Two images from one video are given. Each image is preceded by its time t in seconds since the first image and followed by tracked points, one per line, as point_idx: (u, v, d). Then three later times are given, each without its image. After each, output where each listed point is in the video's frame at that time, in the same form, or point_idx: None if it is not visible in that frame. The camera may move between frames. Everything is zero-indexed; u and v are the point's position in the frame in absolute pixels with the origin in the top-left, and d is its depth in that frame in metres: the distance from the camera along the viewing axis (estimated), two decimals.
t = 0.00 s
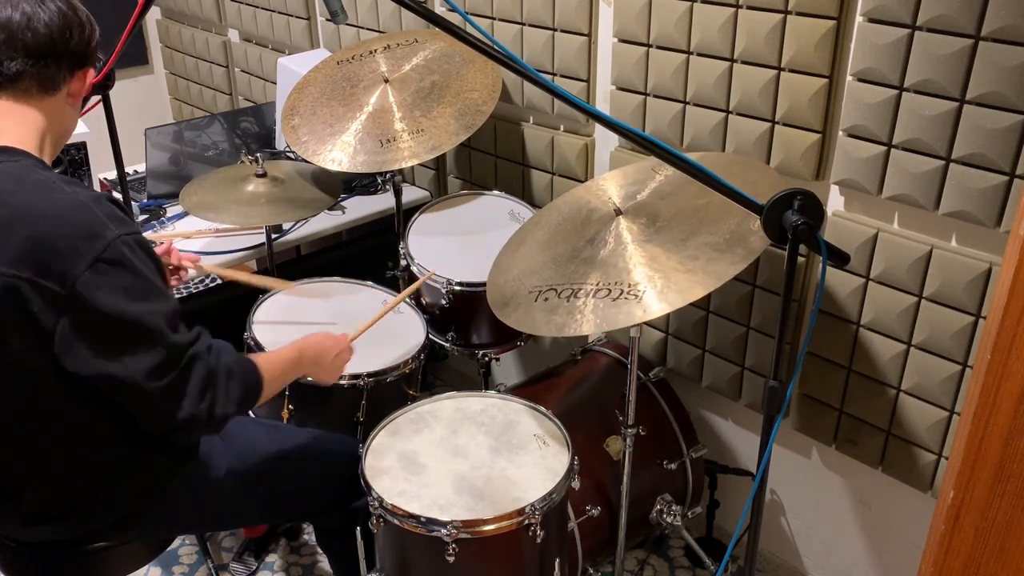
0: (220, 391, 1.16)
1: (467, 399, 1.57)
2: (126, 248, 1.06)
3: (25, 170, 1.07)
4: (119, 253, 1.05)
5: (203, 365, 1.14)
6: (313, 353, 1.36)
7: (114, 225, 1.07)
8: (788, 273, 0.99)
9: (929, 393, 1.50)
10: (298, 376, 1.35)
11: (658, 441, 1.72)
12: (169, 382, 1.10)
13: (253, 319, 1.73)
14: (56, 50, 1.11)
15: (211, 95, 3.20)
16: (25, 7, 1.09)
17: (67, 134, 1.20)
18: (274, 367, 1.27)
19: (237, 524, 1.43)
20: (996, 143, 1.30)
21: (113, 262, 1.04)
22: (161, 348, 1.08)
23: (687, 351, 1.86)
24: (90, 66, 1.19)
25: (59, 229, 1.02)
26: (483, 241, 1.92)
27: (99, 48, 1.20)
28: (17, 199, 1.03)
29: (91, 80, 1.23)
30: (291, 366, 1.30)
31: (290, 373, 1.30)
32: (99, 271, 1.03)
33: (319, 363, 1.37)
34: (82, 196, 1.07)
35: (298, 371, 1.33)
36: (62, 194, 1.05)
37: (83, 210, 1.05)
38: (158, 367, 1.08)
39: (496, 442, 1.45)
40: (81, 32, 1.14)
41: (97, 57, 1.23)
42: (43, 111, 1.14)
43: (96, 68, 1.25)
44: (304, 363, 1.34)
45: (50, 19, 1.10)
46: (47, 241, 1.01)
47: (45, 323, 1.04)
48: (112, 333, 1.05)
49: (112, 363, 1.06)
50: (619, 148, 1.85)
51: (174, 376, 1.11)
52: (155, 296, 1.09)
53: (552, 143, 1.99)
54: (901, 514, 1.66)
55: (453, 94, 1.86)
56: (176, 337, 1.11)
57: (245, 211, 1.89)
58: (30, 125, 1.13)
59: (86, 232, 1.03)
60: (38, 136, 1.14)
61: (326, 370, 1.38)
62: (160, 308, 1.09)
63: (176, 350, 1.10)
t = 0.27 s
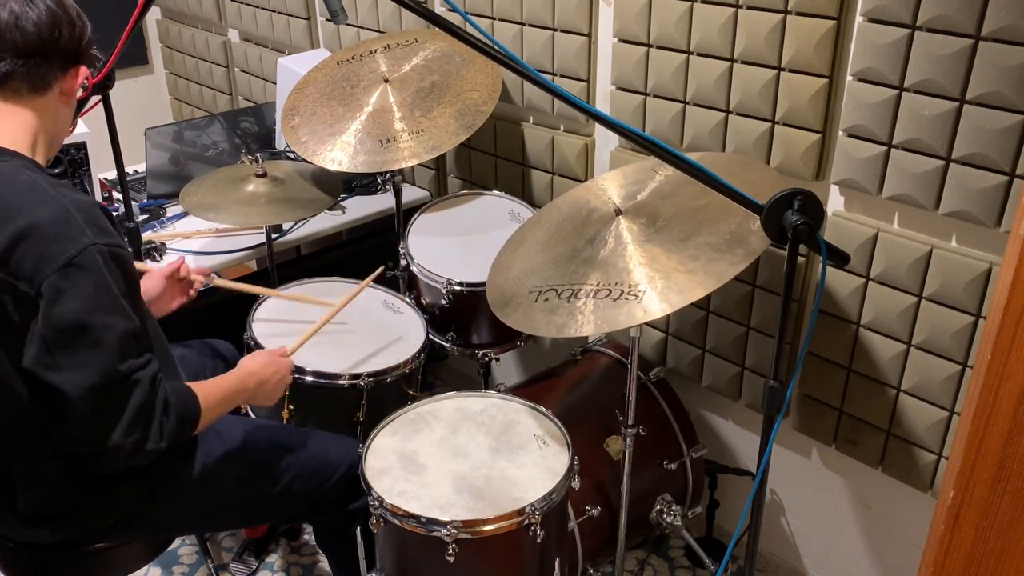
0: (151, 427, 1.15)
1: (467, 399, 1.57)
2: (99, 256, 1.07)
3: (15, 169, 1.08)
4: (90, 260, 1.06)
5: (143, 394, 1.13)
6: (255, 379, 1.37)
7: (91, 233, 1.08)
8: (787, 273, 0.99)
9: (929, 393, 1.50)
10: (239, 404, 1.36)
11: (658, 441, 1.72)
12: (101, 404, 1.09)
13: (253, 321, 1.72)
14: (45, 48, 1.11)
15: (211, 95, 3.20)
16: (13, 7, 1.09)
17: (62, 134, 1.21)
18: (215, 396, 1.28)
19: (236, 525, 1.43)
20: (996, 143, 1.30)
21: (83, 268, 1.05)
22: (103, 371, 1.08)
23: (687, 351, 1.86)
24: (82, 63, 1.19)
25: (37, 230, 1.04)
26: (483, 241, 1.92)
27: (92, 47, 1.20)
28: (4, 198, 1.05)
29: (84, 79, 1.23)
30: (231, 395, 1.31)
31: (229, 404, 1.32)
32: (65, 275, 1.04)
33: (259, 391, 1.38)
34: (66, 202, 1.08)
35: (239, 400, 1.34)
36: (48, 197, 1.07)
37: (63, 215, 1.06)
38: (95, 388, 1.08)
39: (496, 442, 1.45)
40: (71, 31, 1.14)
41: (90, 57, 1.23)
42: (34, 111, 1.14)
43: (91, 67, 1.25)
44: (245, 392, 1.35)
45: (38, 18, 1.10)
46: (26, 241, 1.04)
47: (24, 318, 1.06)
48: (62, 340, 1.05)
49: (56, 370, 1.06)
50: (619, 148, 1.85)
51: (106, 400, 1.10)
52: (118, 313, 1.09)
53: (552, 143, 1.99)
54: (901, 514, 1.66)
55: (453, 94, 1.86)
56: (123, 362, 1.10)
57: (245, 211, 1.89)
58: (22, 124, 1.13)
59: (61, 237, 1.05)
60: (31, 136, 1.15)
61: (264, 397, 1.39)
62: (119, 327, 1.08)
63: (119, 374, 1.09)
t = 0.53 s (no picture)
0: (139, 431, 1.18)
1: (467, 399, 1.57)
2: (83, 259, 1.08)
3: None
4: (74, 263, 1.07)
5: (130, 399, 1.15)
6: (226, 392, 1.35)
7: (75, 235, 1.09)
8: (787, 273, 0.98)
9: (929, 393, 1.50)
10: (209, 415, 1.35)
11: (658, 441, 1.72)
12: (90, 407, 1.11)
13: (253, 320, 1.73)
14: (28, 46, 1.12)
15: (211, 95, 3.20)
16: None
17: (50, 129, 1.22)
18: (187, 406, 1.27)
19: (236, 524, 1.43)
20: (996, 143, 1.30)
21: (67, 272, 1.06)
22: (92, 375, 1.09)
23: (687, 351, 1.86)
24: (67, 58, 1.19)
25: (21, 233, 1.04)
26: (483, 241, 1.92)
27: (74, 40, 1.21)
28: None
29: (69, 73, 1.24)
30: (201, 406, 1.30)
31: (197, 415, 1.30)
32: (50, 280, 1.05)
33: (231, 401, 1.36)
34: (51, 204, 1.09)
35: (210, 411, 1.32)
36: (32, 198, 1.08)
37: (47, 217, 1.07)
38: (84, 393, 1.09)
39: (496, 442, 1.45)
40: (52, 24, 1.15)
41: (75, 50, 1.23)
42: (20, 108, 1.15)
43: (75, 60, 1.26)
44: (217, 403, 1.33)
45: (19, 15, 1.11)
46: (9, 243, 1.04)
47: (10, 322, 1.07)
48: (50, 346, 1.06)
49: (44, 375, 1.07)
50: (619, 148, 1.85)
51: (93, 404, 1.12)
52: (103, 317, 1.10)
53: (552, 143, 1.99)
54: (901, 514, 1.66)
55: (453, 94, 1.86)
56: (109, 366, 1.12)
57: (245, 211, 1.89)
58: (10, 123, 1.14)
59: (45, 240, 1.05)
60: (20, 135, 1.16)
61: (237, 409, 1.37)
62: (106, 332, 1.10)
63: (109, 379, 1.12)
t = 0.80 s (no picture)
0: (71, 452, 1.11)
1: (467, 399, 1.57)
2: (47, 266, 1.07)
3: None
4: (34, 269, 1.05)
5: (67, 416, 1.09)
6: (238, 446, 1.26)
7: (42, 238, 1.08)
8: (787, 273, 0.98)
9: (929, 393, 1.50)
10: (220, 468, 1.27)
11: (659, 441, 1.72)
12: (20, 418, 1.06)
13: (253, 320, 1.72)
14: (28, 42, 1.11)
15: (211, 95, 3.20)
16: None
17: (55, 126, 1.22)
18: (163, 450, 1.20)
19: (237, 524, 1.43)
20: (996, 143, 1.30)
21: (25, 277, 1.05)
22: (21, 386, 1.05)
23: (687, 350, 1.86)
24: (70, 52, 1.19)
25: None
26: (483, 241, 1.92)
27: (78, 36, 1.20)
28: None
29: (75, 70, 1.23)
30: (190, 455, 1.22)
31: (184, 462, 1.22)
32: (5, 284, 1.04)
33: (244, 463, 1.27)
34: (25, 206, 1.09)
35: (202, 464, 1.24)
36: (10, 202, 1.08)
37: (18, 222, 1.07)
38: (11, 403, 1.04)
39: (496, 442, 1.45)
40: (52, 20, 1.14)
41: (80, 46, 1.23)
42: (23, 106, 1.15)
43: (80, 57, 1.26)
44: (222, 456, 1.25)
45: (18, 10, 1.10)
46: None
47: None
48: None
49: None
50: (619, 148, 1.85)
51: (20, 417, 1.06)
52: (54, 328, 1.07)
53: (552, 143, 1.99)
54: (901, 514, 1.66)
55: (452, 94, 1.86)
56: (47, 381, 1.07)
57: (245, 211, 1.89)
58: (13, 120, 1.14)
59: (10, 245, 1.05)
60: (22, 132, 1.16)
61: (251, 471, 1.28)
62: (52, 344, 1.07)
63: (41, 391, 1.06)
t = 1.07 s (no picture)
0: (103, 447, 1.13)
1: (467, 399, 1.57)
2: (49, 274, 1.06)
3: None
4: (39, 278, 1.05)
5: (95, 416, 1.11)
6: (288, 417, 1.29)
7: (44, 245, 1.08)
8: (787, 273, 0.98)
9: (929, 393, 1.50)
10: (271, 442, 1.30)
11: (659, 441, 1.72)
12: (53, 423, 1.08)
13: (253, 320, 1.72)
14: (26, 44, 1.11)
15: (211, 95, 3.20)
16: None
17: (58, 129, 1.21)
18: (207, 435, 1.22)
19: (236, 527, 1.43)
20: (996, 143, 1.30)
21: (30, 286, 1.05)
22: (44, 392, 1.06)
23: (687, 351, 1.86)
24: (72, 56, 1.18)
25: None
26: (483, 241, 1.92)
27: (81, 40, 1.20)
28: None
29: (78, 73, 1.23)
30: (237, 435, 1.24)
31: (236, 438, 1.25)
32: (14, 294, 1.04)
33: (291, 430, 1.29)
34: (25, 212, 1.08)
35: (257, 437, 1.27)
36: (6, 207, 1.07)
37: (18, 229, 1.06)
38: (38, 409, 1.07)
39: (496, 442, 1.45)
40: (53, 22, 1.14)
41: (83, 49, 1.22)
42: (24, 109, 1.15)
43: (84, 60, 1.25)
44: (268, 430, 1.27)
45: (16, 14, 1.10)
46: None
47: None
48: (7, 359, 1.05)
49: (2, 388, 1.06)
50: (619, 148, 1.85)
51: (51, 421, 1.08)
52: (65, 333, 1.07)
53: (552, 143, 1.99)
54: (901, 514, 1.66)
55: (452, 94, 1.86)
56: (68, 384, 1.08)
57: (245, 211, 1.89)
58: (13, 123, 1.14)
59: (11, 254, 1.05)
60: (23, 135, 1.16)
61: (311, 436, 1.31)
62: (65, 348, 1.07)
63: (62, 396, 1.07)
